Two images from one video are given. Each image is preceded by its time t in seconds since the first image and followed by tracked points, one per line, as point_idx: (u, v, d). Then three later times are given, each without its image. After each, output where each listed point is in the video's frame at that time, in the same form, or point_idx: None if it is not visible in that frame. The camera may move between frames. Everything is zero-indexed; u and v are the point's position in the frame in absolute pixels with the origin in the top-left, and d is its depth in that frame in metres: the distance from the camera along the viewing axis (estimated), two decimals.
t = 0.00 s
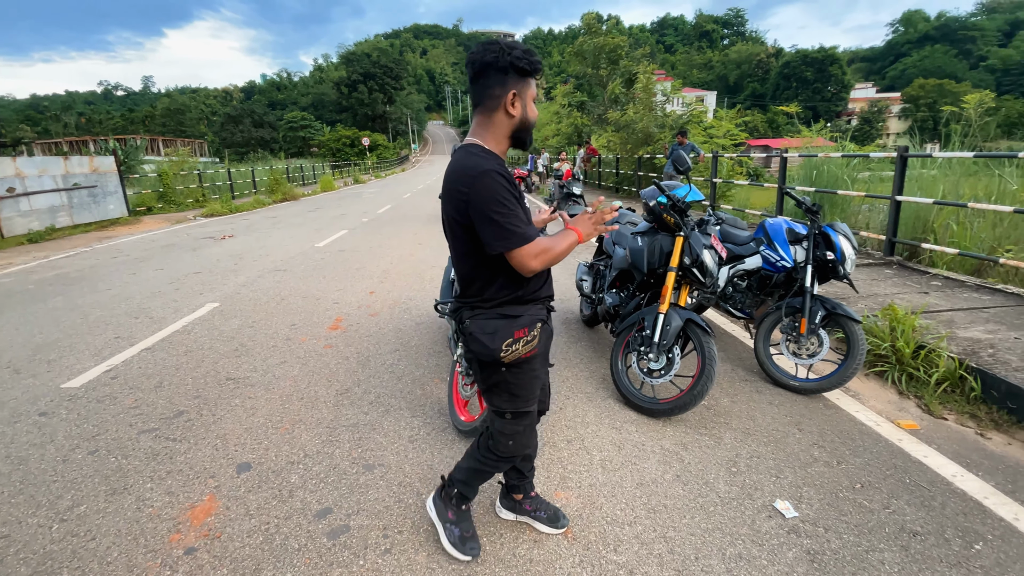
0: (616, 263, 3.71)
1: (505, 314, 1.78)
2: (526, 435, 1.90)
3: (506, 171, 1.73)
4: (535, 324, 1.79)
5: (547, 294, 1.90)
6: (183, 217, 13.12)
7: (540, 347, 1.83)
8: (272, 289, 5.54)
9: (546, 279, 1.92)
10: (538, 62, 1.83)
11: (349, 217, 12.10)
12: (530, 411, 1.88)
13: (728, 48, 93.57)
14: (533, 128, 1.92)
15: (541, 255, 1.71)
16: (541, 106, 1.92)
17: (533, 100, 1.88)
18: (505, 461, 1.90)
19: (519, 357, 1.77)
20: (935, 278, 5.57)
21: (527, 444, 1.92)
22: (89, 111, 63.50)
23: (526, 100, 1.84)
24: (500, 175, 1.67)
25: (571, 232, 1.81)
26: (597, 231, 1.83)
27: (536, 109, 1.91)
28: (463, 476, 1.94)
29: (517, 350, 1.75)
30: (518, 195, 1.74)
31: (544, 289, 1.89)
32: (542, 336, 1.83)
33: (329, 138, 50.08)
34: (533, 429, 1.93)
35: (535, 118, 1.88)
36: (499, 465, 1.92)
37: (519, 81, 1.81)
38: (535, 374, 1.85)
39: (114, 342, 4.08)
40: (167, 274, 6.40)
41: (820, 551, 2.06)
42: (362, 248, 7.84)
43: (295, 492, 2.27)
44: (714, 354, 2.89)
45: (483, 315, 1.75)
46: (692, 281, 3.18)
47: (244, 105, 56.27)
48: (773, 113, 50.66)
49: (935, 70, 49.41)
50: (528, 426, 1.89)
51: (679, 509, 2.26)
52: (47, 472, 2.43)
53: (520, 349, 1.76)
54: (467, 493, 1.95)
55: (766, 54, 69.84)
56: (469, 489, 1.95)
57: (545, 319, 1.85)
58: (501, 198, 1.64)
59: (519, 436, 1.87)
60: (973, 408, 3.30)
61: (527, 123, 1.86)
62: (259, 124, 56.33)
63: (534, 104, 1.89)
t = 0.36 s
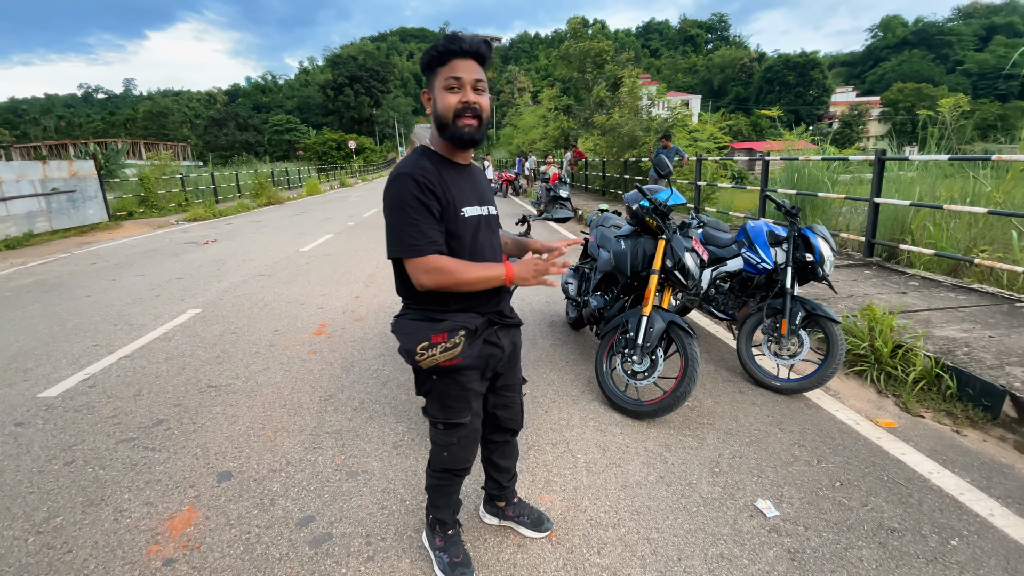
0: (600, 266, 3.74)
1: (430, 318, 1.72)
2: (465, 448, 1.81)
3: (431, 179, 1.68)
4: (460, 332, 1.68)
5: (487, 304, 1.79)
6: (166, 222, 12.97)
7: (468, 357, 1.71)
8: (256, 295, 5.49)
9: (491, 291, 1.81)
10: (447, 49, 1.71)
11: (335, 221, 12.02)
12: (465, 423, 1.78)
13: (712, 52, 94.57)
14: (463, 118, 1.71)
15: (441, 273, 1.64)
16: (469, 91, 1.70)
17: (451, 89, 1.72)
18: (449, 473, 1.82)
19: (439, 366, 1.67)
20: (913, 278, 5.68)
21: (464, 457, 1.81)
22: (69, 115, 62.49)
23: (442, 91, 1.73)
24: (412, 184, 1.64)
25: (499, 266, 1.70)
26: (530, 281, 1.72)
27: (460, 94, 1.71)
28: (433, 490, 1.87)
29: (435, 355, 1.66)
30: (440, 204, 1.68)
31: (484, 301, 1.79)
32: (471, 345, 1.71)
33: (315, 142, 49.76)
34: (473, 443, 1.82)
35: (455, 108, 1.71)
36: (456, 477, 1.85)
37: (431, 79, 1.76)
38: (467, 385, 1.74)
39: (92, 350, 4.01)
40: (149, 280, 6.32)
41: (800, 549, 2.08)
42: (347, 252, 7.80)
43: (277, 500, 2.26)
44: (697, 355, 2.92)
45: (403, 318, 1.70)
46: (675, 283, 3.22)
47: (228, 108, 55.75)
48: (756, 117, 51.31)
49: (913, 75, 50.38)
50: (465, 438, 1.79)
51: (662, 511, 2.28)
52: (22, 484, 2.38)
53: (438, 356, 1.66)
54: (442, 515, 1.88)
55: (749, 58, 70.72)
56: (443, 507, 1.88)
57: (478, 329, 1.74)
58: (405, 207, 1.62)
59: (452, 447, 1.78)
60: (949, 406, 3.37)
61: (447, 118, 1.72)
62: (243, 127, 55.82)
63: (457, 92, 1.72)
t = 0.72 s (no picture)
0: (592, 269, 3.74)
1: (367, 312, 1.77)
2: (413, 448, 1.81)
3: (372, 183, 1.71)
4: (383, 331, 1.69)
5: (426, 309, 1.74)
6: (155, 226, 12.87)
7: (396, 358, 1.70)
8: (246, 300, 5.46)
9: (433, 298, 1.75)
10: (395, 57, 1.70)
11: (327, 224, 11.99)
12: (408, 422, 1.79)
13: (702, 56, 95.39)
14: (414, 123, 1.69)
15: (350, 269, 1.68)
16: (417, 96, 1.67)
17: (402, 95, 1.70)
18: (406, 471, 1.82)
19: (368, 361, 1.72)
20: (900, 279, 5.74)
21: (412, 457, 1.81)
22: (57, 119, 61.94)
23: (395, 99, 1.72)
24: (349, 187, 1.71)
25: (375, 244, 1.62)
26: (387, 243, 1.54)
27: (409, 98, 1.69)
28: (413, 492, 1.86)
29: (360, 349, 1.70)
30: (374, 209, 1.71)
31: (424, 304, 1.75)
32: (400, 347, 1.71)
33: (307, 146, 49.61)
34: (420, 444, 1.81)
35: (405, 115, 1.69)
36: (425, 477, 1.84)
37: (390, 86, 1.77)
38: (401, 384, 1.76)
39: (80, 356, 3.98)
40: (138, 285, 6.27)
41: (790, 548, 2.10)
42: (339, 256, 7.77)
43: (268, 505, 2.25)
44: (688, 356, 2.93)
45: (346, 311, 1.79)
46: (666, 286, 3.24)
47: (219, 112, 55.51)
48: (747, 120, 51.75)
49: (901, 78, 50.98)
50: (411, 438, 1.78)
51: (654, 512, 2.29)
52: (8, 492, 2.36)
53: (363, 353, 1.70)
54: (429, 518, 1.88)
55: (740, 62, 71.28)
56: (427, 511, 1.88)
57: (409, 331, 1.72)
58: (339, 209, 1.72)
59: (396, 444, 1.80)
60: (937, 405, 3.41)
61: (400, 124, 1.70)
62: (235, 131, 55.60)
63: (407, 98, 1.70)
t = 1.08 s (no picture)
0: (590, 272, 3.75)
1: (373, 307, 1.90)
2: (409, 442, 1.83)
3: (375, 195, 1.80)
4: (374, 324, 1.81)
5: (418, 311, 1.80)
6: (154, 231, 12.88)
7: (387, 350, 1.80)
8: (246, 304, 5.47)
9: (425, 300, 1.79)
10: (389, 73, 1.71)
11: (326, 229, 12.01)
12: (404, 415, 1.84)
13: (700, 60, 95.74)
14: (412, 139, 1.72)
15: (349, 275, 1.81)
16: (413, 112, 1.69)
17: (399, 112, 1.73)
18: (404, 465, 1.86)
19: (369, 352, 1.83)
20: (898, 282, 5.77)
21: (407, 451, 1.84)
22: (55, 124, 61.96)
23: (392, 114, 1.75)
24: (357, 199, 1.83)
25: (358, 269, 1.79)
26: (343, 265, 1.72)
27: (406, 115, 1.71)
28: (415, 492, 1.87)
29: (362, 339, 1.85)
30: (375, 218, 1.81)
31: (417, 306, 1.81)
32: (390, 341, 1.79)
33: (306, 150, 49.67)
34: (413, 440, 1.83)
35: (403, 131, 1.72)
36: (425, 475, 1.86)
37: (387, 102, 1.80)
38: (399, 377, 1.83)
39: (80, 361, 3.98)
40: (137, 290, 6.28)
41: (789, 550, 2.11)
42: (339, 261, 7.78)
43: (268, 510, 2.25)
44: (686, 359, 2.95)
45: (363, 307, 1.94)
46: (664, 289, 3.27)
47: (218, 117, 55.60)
48: (745, 124, 51.94)
49: (898, 82, 51.18)
50: (403, 430, 1.82)
51: (653, 514, 2.30)
52: (8, 498, 2.36)
53: (363, 344, 1.82)
54: (430, 520, 1.89)
55: (737, 66, 71.55)
56: (428, 513, 1.89)
57: (399, 327, 1.79)
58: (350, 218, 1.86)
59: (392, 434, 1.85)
60: (934, 407, 3.43)
61: (399, 139, 1.74)
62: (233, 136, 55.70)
63: (403, 114, 1.72)
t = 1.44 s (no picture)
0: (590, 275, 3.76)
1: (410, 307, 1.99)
2: (435, 439, 1.88)
3: (416, 203, 1.89)
4: (413, 323, 1.88)
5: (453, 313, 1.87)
6: (155, 235, 12.89)
7: (424, 348, 1.88)
8: (247, 308, 5.48)
9: (460, 305, 1.86)
10: (432, 80, 1.80)
11: (326, 232, 12.02)
12: (434, 411, 1.89)
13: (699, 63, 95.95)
14: (451, 143, 1.77)
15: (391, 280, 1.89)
16: (453, 116, 1.76)
17: (439, 116, 1.80)
18: (425, 463, 1.90)
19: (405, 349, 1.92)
20: (897, 284, 5.77)
21: (431, 450, 1.88)
22: (56, 129, 62.12)
23: (434, 120, 1.82)
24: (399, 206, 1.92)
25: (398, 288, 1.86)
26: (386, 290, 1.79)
27: (446, 120, 1.78)
28: (427, 493, 1.91)
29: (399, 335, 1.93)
30: (415, 224, 1.88)
31: (451, 310, 1.89)
32: (426, 340, 1.88)
33: (307, 153, 49.70)
34: (442, 438, 1.88)
35: (443, 136, 1.78)
36: (440, 474, 1.89)
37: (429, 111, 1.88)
38: (432, 375, 1.91)
39: (81, 365, 3.99)
40: (138, 294, 6.29)
41: (789, 553, 2.11)
42: (339, 264, 7.79)
43: (269, 513, 2.26)
44: (686, 362, 2.96)
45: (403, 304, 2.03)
46: (663, 292, 3.29)
47: (219, 121, 55.71)
48: (744, 126, 52.09)
49: (898, 84, 51.25)
50: (434, 427, 1.88)
51: (654, 517, 2.30)
52: (9, 501, 2.37)
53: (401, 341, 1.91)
54: (436, 521, 1.92)
55: (737, 70, 71.63)
56: (436, 514, 1.92)
57: (435, 328, 1.88)
58: (393, 223, 1.94)
59: (420, 430, 1.90)
60: (933, 409, 3.44)
61: (439, 145, 1.81)
62: (234, 140, 55.82)
63: (443, 119, 1.79)
